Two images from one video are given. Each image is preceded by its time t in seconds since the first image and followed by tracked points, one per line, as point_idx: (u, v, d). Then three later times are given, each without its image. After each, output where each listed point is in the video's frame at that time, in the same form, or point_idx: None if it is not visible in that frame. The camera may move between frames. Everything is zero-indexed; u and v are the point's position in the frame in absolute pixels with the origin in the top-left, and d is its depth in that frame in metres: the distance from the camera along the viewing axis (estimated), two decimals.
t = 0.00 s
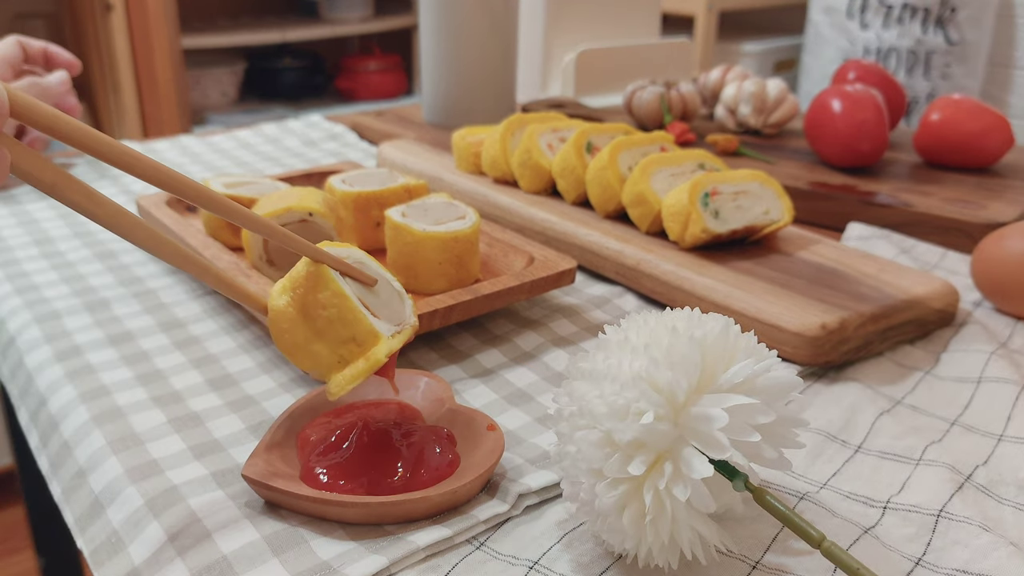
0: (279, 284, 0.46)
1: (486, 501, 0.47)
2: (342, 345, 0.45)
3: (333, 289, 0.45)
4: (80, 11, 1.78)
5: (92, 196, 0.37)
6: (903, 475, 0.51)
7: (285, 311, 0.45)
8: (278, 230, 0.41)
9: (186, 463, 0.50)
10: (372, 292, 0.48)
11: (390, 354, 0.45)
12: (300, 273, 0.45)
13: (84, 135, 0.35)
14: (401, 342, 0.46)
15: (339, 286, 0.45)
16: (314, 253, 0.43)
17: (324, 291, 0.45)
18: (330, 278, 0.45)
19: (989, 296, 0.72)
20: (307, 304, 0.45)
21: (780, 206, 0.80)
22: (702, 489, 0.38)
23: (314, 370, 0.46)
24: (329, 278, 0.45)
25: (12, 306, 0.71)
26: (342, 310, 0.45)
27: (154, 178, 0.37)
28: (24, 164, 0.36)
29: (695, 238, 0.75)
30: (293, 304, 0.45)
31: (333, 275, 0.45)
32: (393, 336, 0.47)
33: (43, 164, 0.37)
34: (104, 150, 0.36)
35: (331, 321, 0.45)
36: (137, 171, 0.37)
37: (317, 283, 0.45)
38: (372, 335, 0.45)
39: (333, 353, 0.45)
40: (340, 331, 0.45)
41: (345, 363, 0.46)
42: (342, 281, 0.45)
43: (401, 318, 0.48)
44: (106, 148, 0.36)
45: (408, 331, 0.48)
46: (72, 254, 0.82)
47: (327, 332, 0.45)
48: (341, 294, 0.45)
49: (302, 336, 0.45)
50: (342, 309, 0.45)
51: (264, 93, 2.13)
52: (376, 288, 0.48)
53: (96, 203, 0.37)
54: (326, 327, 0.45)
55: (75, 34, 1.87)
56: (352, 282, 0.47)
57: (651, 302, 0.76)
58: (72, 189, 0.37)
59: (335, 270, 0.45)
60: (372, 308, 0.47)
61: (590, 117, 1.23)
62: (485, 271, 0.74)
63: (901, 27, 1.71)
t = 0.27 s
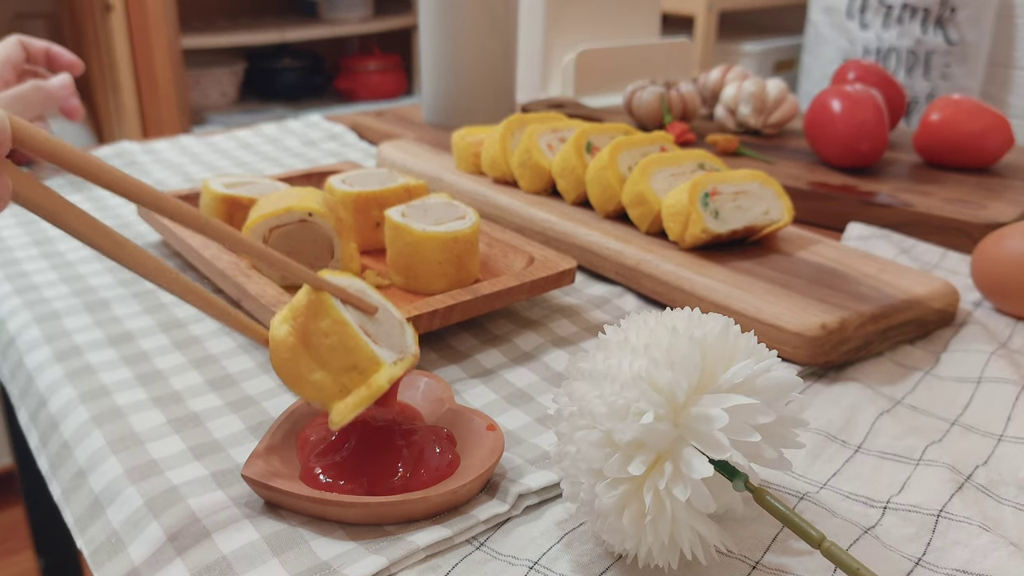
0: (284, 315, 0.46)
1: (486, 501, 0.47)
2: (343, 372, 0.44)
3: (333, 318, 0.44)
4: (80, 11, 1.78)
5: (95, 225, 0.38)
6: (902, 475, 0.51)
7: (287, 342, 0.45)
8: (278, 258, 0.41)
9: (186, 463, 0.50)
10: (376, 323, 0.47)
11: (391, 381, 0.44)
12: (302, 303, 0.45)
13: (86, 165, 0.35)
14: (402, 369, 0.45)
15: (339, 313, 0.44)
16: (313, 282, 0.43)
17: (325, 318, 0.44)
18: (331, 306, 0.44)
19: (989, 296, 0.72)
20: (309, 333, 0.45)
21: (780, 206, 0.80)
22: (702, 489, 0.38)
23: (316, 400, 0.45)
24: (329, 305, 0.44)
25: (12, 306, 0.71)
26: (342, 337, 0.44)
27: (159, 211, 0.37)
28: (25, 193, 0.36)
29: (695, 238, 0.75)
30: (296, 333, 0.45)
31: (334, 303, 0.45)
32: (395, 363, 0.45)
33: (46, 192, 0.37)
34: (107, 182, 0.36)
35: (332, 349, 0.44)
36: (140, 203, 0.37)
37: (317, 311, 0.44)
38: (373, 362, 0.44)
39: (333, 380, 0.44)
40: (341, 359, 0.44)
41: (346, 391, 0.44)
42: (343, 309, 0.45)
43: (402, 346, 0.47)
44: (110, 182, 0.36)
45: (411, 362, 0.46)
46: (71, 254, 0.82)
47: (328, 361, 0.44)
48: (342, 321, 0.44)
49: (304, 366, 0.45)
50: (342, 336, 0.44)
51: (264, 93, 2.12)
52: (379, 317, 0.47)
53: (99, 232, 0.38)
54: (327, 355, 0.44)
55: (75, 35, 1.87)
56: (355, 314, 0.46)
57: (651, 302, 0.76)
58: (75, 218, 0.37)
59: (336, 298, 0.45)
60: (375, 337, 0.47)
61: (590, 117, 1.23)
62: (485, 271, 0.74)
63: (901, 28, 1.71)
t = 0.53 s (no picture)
0: (282, 304, 0.45)
1: (486, 501, 0.47)
2: (345, 361, 0.44)
3: (334, 307, 0.44)
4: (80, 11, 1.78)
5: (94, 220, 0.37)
6: (902, 476, 0.51)
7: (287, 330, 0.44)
8: (283, 249, 0.41)
9: (185, 463, 0.50)
10: (376, 310, 0.47)
11: (393, 369, 0.44)
12: (302, 292, 0.45)
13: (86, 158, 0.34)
14: (403, 357, 0.45)
15: (340, 302, 0.44)
16: (315, 272, 0.43)
17: (325, 307, 0.44)
18: (331, 295, 0.44)
19: (989, 296, 0.72)
20: (309, 321, 0.44)
21: (781, 206, 0.80)
22: (702, 489, 0.38)
23: (317, 390, 0.45)
24: (330, 294, 0.44)
25: (12, 306, 0.71)
26: (343, 325, 0.44)
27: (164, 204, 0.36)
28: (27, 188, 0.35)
29: (695, 238, 0.75)
30: (295, 322, 0.45)
31: (334, 292, 0.45)
32: (396, 352, 0.46)
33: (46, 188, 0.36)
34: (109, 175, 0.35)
35: (333, 337, 0.44)
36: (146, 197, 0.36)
37: (318, 300, 0.44)
38: (374, 351, 0.44)
39: (335, 369, 0.44)
40: (342, 348, 0.44)
41: (348, 380, 0.44)
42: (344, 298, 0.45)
43: (403, 335, 0.47)
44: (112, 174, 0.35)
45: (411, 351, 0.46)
46: (71, 254, 0.82)
47: (329, 350, 0.44)
48: (343, 310, 0.44)
49: (304, 355, 0.44)
50: (343, 325, 0.44)
51: (264, 93, 2.13)
52: (378, 305, 0.47)
53: (99, 228, 0.37)
54: (328, 345, 0.44)
55: (75, 35, 1.87)
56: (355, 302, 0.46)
57: (651, 302, 0.76)
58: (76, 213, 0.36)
59: (336, 287, 0.45)
60: (375, 324, 0.47)
61: (590, 117, 1.23)
62: (485, 271, 0.74)
63: (900, 28, 1.71)
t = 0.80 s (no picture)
0: (281, 317, 0.45)
1: (486, 501, 0.47)
2: (344, 374, 0.44)
3: (332, 319, 0.43)
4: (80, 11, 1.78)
5: (87, 228, 0.37)
6: (902, 476, 0.51)
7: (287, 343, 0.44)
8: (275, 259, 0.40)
9: (185, 463, 0.50)
10: (376, 323, 0.46)
11: (393, 382, 0.44)
12: (302, 304, 0.44)
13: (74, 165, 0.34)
14: (404, 369, 0.44)
15: (339, 314, 0.44)
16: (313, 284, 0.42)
17: (325, 320, 0.43)
18: (330, 307, 0.44)
19: (989, 296, 0.72)
20: (308, 334, 0.44)
21: (781, 206, 0.80)
22: (702, 489, 0.38)
23: (316, 401, 0.44)
24: (329, 307, 0.44)
25: (12, 306, 0.71)
26: (342, 338, 0.43)
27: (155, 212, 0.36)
28: (17, 196, 0.35)
29: (695, 238, 0.75)
30: (294, 334, 0.44)
31: (334, 305, 0.44)
32: (395, 365, 0.45)
33: (39, 198, 0.36)
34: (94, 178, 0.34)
35: (332, 349, 0.43)
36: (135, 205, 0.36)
37: (317, 312, 0.44)
38: (373, 364, 0.44)
39: (334, 382, 0.44)
40: (343, 360, 0.43)
41: (347, 393, 0.44)
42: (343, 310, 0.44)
43: (403, 346, 0.46)
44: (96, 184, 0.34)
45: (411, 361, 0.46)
46: (71, 254, 0.82)
47: (329, 363, 0.44)
48: (342, 323, 0.44)
49: (304, 366, 0.44)
50: (344, 337, 0.43)
51: (264, 93, 2.13)
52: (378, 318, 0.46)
53: (92, 234, 0.37)
54: (329, 358, 0.43)
55: (75, 35, 1.87)
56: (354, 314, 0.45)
57: (651, 302, 0.76)
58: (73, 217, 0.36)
59: (335, 299, 0.44)
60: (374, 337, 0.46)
61: (590, 117, 1.23)
62: (485, 271, 0.74)
63: (900, 28, 1.71)
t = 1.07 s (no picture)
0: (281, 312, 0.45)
1: (486, 501, 0.47)
2: (344, 370, 0.43)
3: (333, 315, 0.43)
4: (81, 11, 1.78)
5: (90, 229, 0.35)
6: (902, 476, 0.51)
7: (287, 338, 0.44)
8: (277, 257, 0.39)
9: (185, 463, 0.50)
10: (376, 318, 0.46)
11: (394, 377, 0.44)
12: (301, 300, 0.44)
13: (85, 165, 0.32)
14: (404, 365, 0.44)
15: (339, 310, 0.43)
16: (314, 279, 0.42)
17: (325, 315, 0.43)
18: (330, 302, 0.43)
19: (989, 296, 0.72)
20: (308, 329, 0.44)
21: (781, 206, 0.80)
22: (702, 489, 0.38)
23: (316, 396, 0.44)
24: (329, 302, 0.43)
25: (12, 306, 0.71)
26: (343, 333, 0.43)
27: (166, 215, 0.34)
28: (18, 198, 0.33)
29: (695, 238, 0.75)
30: (293, 329, 0.44)
31: (334, 300, 0.44)
32: (397, 360, 0.45)
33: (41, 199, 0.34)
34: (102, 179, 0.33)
35: (332, 345, 0.43)
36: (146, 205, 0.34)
37: (317, 307, 0.43)
38: (375, 361, 0.44)
39: (335, 378, 0.44)
40: (343, 355, 0.43)
41: (348, 388, 0.44)
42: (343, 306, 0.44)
43: (404, 342, 0.46)
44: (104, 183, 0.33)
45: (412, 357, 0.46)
46: (71, 254, 0.82)
47: (329, 358, 0.43)
48: (342, 319, 0.43)
49: (304, 362, 0.44)
50: (344, 334, 0.43)
51: (264, 93, 2.13)
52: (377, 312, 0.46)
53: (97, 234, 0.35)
54: (330, 353, 0.43)
55: (75, 35, 1.87)
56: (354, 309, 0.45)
57: (651, 302, 0.76)
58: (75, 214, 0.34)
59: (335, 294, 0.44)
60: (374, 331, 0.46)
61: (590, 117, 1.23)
62: (485, 271, 0.74)
63: (900, 28, 1.71)
